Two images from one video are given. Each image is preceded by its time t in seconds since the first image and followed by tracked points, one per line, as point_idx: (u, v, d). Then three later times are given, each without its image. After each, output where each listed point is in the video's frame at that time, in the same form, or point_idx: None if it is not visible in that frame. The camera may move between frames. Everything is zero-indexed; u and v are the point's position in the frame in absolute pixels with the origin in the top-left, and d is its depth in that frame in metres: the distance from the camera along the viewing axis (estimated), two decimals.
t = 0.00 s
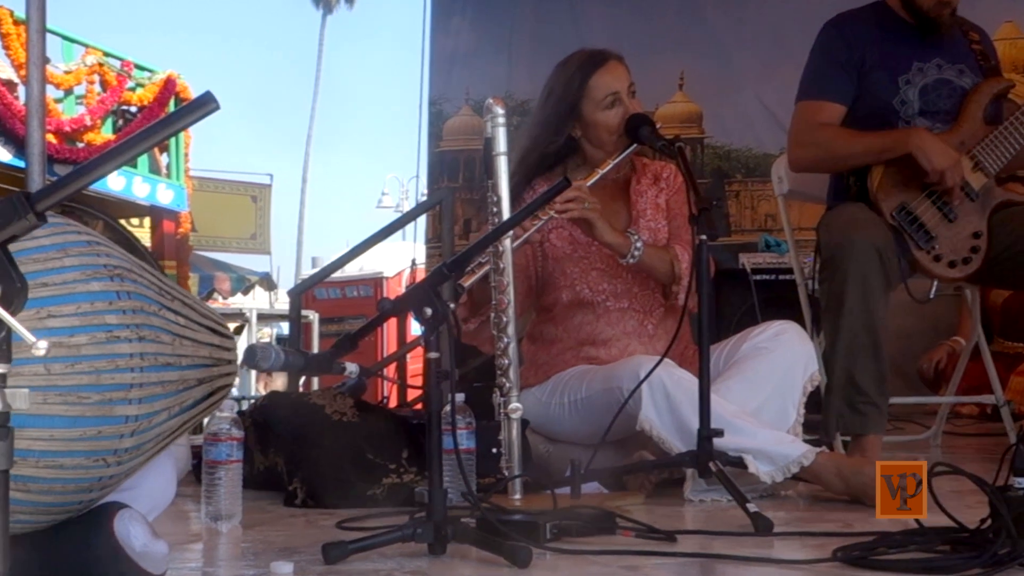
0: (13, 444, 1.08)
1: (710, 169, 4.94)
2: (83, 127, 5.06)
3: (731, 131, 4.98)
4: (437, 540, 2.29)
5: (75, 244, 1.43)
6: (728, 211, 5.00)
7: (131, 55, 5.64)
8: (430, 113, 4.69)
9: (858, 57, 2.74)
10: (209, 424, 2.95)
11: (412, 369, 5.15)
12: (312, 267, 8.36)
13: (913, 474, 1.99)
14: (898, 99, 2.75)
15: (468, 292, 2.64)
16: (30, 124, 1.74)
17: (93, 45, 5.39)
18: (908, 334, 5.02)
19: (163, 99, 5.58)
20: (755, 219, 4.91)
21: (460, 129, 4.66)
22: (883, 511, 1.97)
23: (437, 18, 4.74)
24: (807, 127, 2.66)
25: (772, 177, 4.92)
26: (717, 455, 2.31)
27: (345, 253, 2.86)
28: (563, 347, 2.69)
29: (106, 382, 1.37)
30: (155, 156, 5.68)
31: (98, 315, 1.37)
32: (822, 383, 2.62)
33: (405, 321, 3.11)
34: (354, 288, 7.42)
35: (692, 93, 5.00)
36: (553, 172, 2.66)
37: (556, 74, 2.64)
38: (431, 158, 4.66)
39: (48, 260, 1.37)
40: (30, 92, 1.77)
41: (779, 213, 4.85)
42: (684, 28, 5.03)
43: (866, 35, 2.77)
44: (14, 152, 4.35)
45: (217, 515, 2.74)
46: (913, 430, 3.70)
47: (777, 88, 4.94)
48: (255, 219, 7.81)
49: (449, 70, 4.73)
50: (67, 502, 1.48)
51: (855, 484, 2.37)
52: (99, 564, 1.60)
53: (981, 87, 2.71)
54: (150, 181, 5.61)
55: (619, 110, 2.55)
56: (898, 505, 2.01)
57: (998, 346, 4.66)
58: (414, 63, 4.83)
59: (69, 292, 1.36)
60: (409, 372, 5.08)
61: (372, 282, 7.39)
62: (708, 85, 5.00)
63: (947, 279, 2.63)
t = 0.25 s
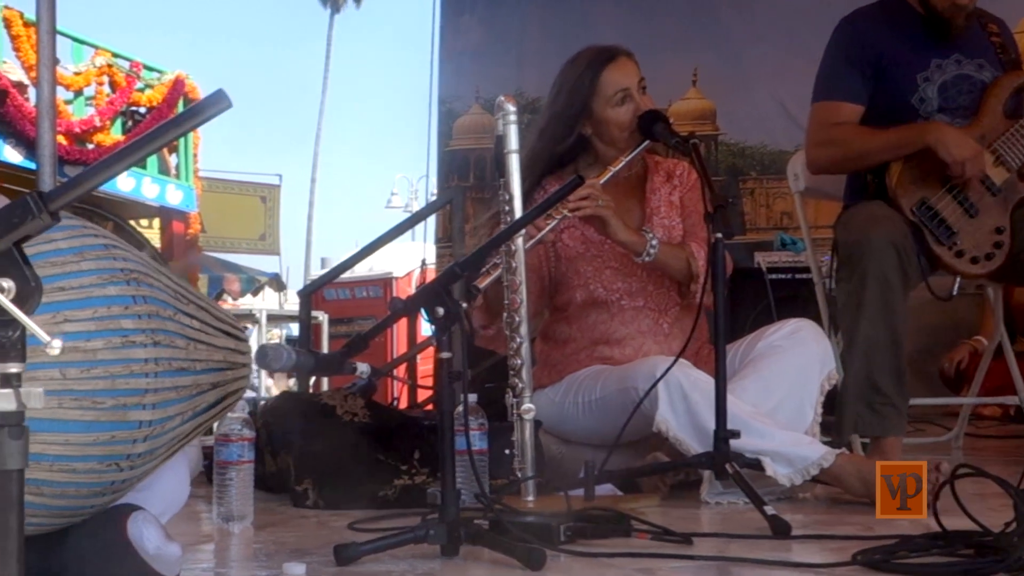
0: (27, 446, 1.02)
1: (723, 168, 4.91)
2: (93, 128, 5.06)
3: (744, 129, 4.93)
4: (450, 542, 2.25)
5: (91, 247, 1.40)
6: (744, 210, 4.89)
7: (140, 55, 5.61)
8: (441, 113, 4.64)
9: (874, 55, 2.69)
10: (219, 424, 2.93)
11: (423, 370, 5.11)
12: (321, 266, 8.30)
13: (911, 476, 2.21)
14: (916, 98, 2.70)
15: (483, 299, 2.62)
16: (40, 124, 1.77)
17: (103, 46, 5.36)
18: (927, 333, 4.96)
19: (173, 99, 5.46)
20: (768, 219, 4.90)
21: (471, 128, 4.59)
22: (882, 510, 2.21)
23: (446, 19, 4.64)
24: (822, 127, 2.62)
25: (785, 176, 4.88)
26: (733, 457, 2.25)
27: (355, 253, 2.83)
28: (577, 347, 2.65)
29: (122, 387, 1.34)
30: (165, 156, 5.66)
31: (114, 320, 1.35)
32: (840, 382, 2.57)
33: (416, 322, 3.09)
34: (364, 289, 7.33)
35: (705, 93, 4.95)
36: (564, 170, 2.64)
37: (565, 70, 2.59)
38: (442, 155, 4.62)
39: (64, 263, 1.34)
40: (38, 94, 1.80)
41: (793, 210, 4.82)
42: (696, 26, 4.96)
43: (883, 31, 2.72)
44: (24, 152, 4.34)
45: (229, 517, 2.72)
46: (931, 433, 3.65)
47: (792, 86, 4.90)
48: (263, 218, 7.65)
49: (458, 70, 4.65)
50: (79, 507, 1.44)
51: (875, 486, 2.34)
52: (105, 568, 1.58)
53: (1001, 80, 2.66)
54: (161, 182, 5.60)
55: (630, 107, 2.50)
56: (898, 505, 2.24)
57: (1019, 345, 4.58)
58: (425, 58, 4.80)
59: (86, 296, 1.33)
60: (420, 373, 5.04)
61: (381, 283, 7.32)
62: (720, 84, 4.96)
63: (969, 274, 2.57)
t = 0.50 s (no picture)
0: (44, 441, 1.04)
1: (743, 164, 4.66)
2: (106, 127, 5.06)
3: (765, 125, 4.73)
4: (465, 543, 2.20)
5: (104, 242, 1.36)
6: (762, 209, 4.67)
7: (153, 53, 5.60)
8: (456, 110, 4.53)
9: (901, 45, 2.65)
10: (234, 424, 2.92)
11: (437, 369, 5.08)
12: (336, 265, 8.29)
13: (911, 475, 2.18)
14: (943, 90, 2.65)
15: (499, 299, 2.62)
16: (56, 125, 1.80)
17: (115, 45, 5.35)
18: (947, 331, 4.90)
19: (184, 98, 5.48)
20: (791, 216, 4.56)
21: (486, 126, 4.42)
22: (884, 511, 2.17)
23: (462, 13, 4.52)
24: (846, 122, 2.58)
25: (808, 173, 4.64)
26: (754, 458, 2.22)
27: (366, 254, 2.83)
28: (594, 346, 2.62)
29: (136, 381, 1.31)
30: (178, 155, 5.64)
31: (127, 314, 1.31)
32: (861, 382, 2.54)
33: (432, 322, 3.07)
34: (378, 289, 7.31)
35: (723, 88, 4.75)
36: (586, 164, 2.58)
37: (583, 66, 2.55)
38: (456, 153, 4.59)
39: (77, 258, 1.31)
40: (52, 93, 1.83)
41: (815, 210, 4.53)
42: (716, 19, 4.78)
43: (907, 23, 2.67)
44: (37, 151, 4.34)
45: (243, 517, 2.70)
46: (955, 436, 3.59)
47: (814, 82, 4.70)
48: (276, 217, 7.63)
49: (474, 64, 4.52)
50: (96, 502, 1.43)
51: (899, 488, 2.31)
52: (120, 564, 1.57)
53: None
54: (173, 181, 5.58)
55: (649, 102, 2.46)
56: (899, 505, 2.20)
57: None
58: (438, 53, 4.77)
59: (97, 291, 1.30)
60: (435, 374, 5.01)
61: (396, 283, 7.30)
62: (738, 78, 4.75)
63: (996, 272, 2.54)
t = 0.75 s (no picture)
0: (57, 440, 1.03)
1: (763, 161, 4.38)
2: (117, 124, 5.00)
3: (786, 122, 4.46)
4: (481, 544, 2.16)
5: (116, 240, 1.33)
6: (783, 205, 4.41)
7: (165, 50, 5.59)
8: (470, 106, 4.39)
9: (924, 40, 2.62)
10: (247, 424, 2.89)
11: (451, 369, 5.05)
12: (349, 263, 8.26)
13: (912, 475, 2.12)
14: (968, 85, 2.61)
15: (515, 298, 2.58)
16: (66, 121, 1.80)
17: (128, 42, 5.32)
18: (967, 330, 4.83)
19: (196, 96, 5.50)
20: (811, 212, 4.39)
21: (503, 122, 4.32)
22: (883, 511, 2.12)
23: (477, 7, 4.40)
24: (866, 120, 2.57)
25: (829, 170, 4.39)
26: (774, 458, 2.19)
27: (379, 251, 2.82)
28: (610, 346, 2.59)
29: (149, 382, 1.28)
30: (190, 152, 5.62)
31: (140, 313, 1.28)
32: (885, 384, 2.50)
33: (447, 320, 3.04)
34: (391, 287, 7.26)
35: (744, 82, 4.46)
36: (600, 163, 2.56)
37: (601, 62, 2.52)
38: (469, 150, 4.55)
39: (88, 257, 1.28)
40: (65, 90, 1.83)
41: (835, 206, 4.40)
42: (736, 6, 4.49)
43: (932, 17, 2.63)
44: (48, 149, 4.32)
45: (256, 517, 2.68)
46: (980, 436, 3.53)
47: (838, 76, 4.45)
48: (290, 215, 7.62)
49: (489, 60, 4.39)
50: (109, 503, 1.41)
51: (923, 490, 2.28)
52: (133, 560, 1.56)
53: None
54: (184, 179, 5.55)
55: (667, 99, 2.43)
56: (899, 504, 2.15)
57: None
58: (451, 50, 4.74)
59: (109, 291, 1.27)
60: (449, 373, 4.98)
61: (409, 281, 7.21)
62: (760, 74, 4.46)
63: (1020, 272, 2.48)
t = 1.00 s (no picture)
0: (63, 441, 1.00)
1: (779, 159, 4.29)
2: (127, 121, 5.00)
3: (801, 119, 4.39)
4: (492, 545, 2.14)
5: (136, 242, 1.27)
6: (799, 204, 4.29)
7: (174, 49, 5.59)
8: (483, 104, 4.29)
9: (942, 40, 2.61)
10: (256, 424, 2.88)
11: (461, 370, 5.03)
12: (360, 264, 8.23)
13: (911, 475, 2.12)
14: (985, 84, 2.59)
15: (526, 294, 2.54)
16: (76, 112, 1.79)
17: (137, 38, 5.32)
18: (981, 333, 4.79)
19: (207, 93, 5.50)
20: (827, 211, 4.30)
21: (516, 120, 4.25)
22: (883, 511, 2.12)
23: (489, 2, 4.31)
24: (882, 118, 2.57)
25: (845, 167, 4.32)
26: (788, 459, 2.16)
27: (393, 249, 2.82)
28: (623, 344, 2.58)
29: (168, 387, 1.22)
30: (199, 149, 5.59)
31: (160, 318, 1.22)
32: (900, 383, 2.48)
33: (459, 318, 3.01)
34: (402, 286, 7.21)
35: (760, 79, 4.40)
36: (612, 161, 2.57)
37: (615, 56, 2.51)
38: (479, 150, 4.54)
39: (107, 260, 1.22)
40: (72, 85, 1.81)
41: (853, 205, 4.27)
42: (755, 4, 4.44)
43: (950, 15, 2.62)
44: (58, 147, 4.32)
45: (265, 518, 2.66)
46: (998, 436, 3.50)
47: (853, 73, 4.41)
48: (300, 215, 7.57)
49: (502, 58, 4.33)
50: (127, 504, 1.35)
51: (938, 490, 2.25)
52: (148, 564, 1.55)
53: None
54: (195, 176, 5.53)
55: (682, 94, 2.42)
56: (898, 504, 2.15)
57: None
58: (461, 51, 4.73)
59: (129, 296, 1.21)
60: (461, 372, 4.97)
61: (421, 280, 7.21)
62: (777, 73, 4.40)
63: None
